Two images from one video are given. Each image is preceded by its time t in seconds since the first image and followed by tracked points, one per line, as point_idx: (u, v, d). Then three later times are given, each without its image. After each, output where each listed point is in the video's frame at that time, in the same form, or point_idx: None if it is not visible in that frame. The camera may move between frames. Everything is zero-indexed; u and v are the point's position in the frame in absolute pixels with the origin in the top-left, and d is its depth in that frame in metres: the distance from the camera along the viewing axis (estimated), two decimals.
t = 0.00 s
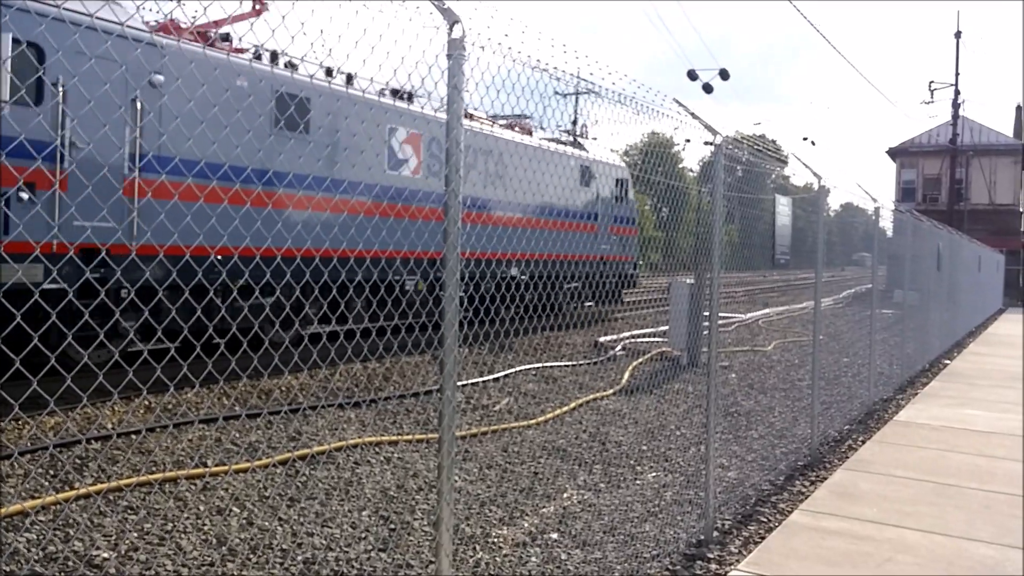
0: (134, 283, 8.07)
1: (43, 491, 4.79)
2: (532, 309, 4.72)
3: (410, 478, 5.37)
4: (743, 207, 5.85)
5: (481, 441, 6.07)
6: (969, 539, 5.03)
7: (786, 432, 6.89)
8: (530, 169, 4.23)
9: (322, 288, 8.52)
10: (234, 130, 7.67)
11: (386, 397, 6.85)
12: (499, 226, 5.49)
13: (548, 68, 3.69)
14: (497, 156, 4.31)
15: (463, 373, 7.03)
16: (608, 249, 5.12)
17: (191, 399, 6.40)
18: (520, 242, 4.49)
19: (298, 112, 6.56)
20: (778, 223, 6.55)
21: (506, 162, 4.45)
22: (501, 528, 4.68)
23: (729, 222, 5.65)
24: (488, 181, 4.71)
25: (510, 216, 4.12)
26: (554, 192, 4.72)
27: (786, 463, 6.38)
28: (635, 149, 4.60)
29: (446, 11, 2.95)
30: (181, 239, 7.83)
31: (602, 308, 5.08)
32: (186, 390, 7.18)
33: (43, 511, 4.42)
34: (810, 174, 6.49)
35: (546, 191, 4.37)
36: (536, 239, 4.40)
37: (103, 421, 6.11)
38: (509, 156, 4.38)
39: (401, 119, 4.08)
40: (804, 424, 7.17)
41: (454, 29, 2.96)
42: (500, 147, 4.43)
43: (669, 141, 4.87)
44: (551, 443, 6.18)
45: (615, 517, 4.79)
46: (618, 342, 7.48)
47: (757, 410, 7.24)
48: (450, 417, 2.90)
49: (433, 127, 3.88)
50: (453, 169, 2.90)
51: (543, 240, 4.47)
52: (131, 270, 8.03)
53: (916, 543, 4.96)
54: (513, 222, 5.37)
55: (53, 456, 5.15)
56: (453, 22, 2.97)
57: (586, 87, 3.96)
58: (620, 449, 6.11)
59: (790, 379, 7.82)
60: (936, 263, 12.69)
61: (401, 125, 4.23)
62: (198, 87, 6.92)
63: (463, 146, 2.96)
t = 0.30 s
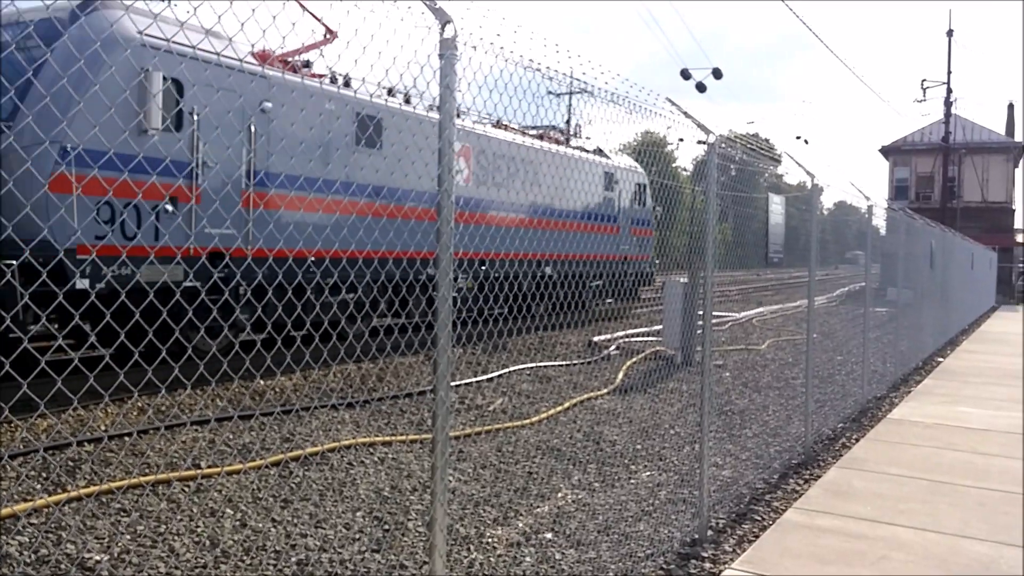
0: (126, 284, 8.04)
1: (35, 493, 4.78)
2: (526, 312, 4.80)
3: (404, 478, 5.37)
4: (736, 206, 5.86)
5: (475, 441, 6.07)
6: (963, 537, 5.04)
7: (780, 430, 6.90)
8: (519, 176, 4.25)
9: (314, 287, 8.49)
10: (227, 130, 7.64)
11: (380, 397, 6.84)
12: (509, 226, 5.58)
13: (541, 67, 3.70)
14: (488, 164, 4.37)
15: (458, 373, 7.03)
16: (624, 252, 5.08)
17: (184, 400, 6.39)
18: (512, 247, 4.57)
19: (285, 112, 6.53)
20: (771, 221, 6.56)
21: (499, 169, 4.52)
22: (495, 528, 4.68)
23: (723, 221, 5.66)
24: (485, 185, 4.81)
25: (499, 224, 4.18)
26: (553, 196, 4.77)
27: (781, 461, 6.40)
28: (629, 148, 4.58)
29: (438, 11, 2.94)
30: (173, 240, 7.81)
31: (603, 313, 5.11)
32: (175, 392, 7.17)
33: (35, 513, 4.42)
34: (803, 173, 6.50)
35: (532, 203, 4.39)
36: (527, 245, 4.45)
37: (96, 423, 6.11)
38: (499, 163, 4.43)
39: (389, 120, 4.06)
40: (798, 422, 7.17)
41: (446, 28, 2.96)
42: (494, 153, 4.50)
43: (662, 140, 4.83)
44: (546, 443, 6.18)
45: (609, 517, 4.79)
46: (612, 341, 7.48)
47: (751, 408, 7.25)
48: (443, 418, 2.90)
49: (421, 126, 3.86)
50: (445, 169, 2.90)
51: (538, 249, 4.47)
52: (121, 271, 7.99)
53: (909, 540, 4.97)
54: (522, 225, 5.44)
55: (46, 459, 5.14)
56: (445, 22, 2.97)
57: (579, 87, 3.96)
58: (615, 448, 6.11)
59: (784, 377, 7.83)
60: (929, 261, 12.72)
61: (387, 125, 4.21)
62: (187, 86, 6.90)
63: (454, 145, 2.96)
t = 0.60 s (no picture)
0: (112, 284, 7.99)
1: (21, 495, 4.76)
2: (514, 311, 4.83)
3: (393, 478, 5.36)
4: (725, 205, 5.87)
5: (464, 441, 6.07)
6: (950, 534, 5.08)
7: (768, 428, 6.93)
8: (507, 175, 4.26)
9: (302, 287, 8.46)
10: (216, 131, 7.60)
11: (369, 397, 6.83)
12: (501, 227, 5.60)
13: (529, 66, 3.70)
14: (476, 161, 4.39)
15: (446, 372, 7.02)
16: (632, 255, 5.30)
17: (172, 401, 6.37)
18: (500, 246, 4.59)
19: (275, 114, 6.49)
20: (759, 220, 6.57)
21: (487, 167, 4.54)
22: (483, 528, 4.68)
23: (711, 220, 5.67)
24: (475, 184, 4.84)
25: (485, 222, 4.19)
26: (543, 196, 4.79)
27: (768, 459, 6.43)
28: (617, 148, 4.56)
29: (426, 10, 2.94)
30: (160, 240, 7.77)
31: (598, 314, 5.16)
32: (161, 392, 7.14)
33: (20, 515, 4.40)
34: (791, 172, 6.52)
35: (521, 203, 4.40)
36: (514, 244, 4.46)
37: (82, 424, 6.08)
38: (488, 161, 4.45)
39: (374, 119, 4.05)
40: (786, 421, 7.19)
41: (434, 27, 2.96)
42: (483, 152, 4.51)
43: (651, 139, 4.80)
44: (534, 442, 6.19)
45: (598, 516, 4.79)
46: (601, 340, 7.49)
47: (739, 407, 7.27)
48: (430, 418, 2.90)
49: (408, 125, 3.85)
50: (432, 169, 2.90)
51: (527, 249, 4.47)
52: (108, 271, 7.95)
53: (896, 538, 5.00)
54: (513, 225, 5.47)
55: (32, 460, 5.13)
56: (433, 21, 2.96)
57: (568, 87, 3.97)
58: (603, 447, 6.12)
59: (771, 376, 7.85)
60: (916, 260, 12.78)
61: (374, 124, 4.19)
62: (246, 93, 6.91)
63: (442, 144, 2.96)
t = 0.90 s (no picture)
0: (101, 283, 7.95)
1: (10, 494, 4.75)
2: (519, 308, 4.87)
3: (384, 477, 5.36)
4: (715, 204, 5.89)
5: (455, 439, 6.07)
6: (939, 531, 5.10)
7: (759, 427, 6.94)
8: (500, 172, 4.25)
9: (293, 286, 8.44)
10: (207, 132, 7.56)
11: (361, 395, 6.82)
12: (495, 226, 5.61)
13: (521, 65, 3.70)
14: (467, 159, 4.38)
15: (439, 370, 7.01)
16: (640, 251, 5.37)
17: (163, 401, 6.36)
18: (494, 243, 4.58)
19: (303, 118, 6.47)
20: (750, 219, 6.58)
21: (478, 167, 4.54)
22: (474, 527, 4.68)
23: (702, 218, 5.68)
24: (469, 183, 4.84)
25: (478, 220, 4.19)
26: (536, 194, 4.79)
27: (758, 458, 6.45)
28: (609, 147, 4.53)
29: (416, 8, 2.94)
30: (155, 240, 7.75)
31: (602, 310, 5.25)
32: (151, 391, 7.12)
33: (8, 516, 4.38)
34: (782, 171, 6.53)
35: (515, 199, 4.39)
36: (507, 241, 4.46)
37: (71, 423, 6.06)
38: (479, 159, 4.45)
39: (366, 119, 4.03)
40: (776, 419, 7.21)
41: (424, 25, 2.96)
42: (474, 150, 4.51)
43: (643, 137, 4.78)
44: (526, 440, 6.19)
45: (589, 514, 4.81)
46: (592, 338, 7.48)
47: (730, 405, 7.29)
48: (422, 417, 2.90)
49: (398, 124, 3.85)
50: (423, 167, 2.90)
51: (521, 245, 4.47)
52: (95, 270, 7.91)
53: (885, 535, 5.03)
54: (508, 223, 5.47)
55: (21, 460, 5.11)
56: (423, 18, 2.96)
57: (559, 85, 3.97)
58: (595, 446, 6.13)
59: (762, 374, 7.87)
60: (906, 258, 12.82)
61: (364, 123, 4.20)
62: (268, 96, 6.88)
63: (434, 142, 2.96)
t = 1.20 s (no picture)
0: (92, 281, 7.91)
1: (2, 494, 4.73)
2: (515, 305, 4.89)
3: (377, 475, 5.35)
4: (709, 203, 5.91)
5: (448, 438, 6.08)
6: (930, 528, 5.13)
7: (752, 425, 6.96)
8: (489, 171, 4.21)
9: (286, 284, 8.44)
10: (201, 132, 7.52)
11: (354, 394, 6.81)
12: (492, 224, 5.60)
13: (514, 64, 3.71)
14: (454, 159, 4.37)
15: (433, 369, 7.01)
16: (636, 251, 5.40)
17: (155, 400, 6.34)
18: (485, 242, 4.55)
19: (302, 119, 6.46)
20: (743, 217, 6.58)
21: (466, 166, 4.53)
22: (468, 525, 4.68)
23: (695, 217, 5.69)
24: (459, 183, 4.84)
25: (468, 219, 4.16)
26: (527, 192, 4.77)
27: (751, 455, 6.47)
28: (602, 145, 4.52)
29: (410, 6, 2.94)
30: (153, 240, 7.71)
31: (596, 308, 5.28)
32: (142, 391, 7.09)
33: None
34: (775, 169, 6.54)
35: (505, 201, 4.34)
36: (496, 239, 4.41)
37: (63, 422, 6.05)
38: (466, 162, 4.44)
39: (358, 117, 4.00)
40: (769, 417, 7.22)
41: (418, 23, 2.96)
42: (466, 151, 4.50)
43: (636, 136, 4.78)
44: (519, 439, 6.20)
45: (583, 512, 4.82)
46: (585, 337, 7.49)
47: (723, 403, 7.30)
48: (415, 415, 2.90)
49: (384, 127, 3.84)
50: (417, 166, 2.90)
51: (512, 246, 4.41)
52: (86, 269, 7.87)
53: (876, 532, 5.05)
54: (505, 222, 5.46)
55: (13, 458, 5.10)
56: (417, 17, 2.96)
57: (553, 84, 3.97)
58: (589, 444, 6.13)
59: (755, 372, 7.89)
60: (897, 257, 12.85)
61: (354, 125, 4.20)
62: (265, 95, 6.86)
63: (427, 142, 2.96)
